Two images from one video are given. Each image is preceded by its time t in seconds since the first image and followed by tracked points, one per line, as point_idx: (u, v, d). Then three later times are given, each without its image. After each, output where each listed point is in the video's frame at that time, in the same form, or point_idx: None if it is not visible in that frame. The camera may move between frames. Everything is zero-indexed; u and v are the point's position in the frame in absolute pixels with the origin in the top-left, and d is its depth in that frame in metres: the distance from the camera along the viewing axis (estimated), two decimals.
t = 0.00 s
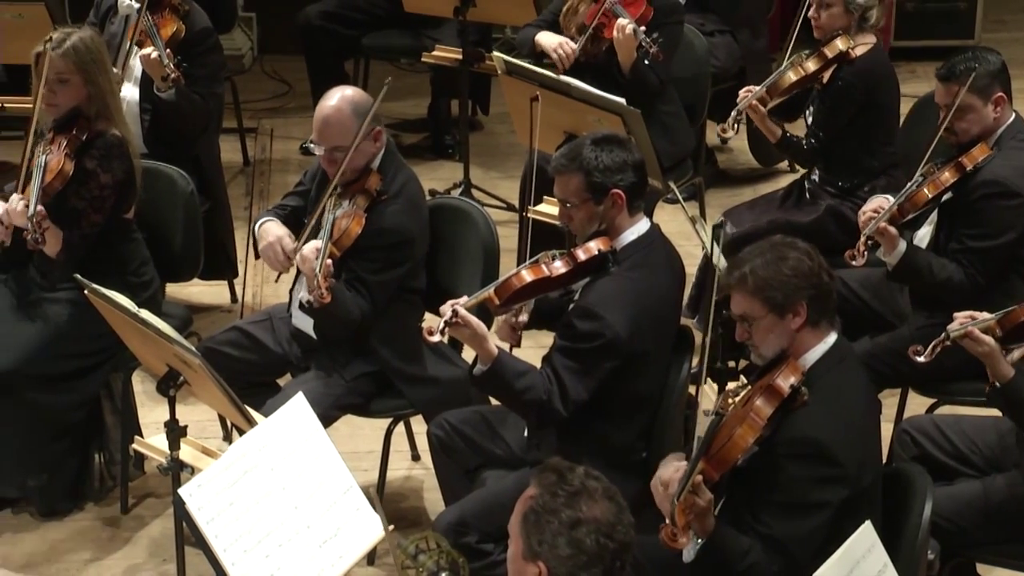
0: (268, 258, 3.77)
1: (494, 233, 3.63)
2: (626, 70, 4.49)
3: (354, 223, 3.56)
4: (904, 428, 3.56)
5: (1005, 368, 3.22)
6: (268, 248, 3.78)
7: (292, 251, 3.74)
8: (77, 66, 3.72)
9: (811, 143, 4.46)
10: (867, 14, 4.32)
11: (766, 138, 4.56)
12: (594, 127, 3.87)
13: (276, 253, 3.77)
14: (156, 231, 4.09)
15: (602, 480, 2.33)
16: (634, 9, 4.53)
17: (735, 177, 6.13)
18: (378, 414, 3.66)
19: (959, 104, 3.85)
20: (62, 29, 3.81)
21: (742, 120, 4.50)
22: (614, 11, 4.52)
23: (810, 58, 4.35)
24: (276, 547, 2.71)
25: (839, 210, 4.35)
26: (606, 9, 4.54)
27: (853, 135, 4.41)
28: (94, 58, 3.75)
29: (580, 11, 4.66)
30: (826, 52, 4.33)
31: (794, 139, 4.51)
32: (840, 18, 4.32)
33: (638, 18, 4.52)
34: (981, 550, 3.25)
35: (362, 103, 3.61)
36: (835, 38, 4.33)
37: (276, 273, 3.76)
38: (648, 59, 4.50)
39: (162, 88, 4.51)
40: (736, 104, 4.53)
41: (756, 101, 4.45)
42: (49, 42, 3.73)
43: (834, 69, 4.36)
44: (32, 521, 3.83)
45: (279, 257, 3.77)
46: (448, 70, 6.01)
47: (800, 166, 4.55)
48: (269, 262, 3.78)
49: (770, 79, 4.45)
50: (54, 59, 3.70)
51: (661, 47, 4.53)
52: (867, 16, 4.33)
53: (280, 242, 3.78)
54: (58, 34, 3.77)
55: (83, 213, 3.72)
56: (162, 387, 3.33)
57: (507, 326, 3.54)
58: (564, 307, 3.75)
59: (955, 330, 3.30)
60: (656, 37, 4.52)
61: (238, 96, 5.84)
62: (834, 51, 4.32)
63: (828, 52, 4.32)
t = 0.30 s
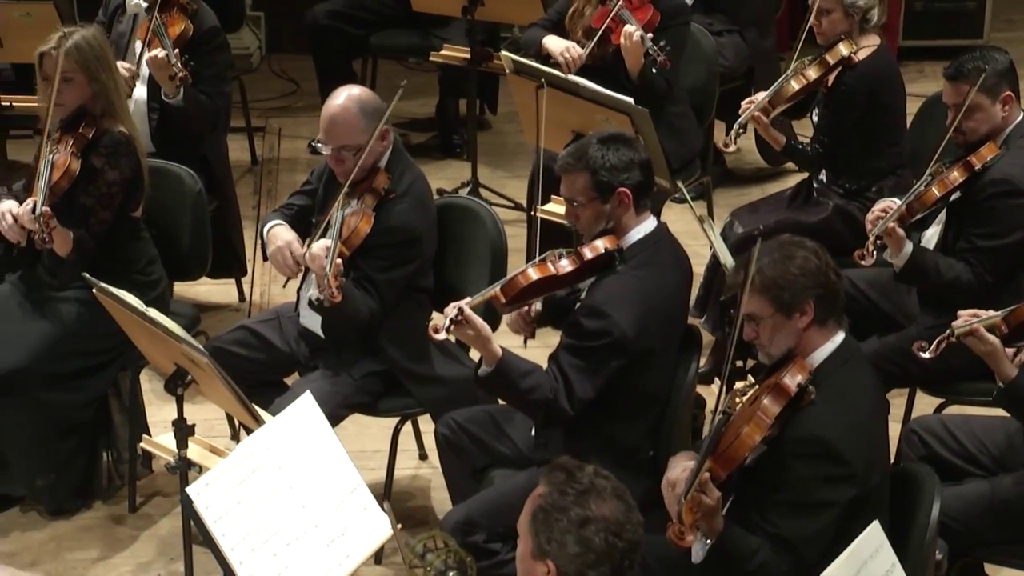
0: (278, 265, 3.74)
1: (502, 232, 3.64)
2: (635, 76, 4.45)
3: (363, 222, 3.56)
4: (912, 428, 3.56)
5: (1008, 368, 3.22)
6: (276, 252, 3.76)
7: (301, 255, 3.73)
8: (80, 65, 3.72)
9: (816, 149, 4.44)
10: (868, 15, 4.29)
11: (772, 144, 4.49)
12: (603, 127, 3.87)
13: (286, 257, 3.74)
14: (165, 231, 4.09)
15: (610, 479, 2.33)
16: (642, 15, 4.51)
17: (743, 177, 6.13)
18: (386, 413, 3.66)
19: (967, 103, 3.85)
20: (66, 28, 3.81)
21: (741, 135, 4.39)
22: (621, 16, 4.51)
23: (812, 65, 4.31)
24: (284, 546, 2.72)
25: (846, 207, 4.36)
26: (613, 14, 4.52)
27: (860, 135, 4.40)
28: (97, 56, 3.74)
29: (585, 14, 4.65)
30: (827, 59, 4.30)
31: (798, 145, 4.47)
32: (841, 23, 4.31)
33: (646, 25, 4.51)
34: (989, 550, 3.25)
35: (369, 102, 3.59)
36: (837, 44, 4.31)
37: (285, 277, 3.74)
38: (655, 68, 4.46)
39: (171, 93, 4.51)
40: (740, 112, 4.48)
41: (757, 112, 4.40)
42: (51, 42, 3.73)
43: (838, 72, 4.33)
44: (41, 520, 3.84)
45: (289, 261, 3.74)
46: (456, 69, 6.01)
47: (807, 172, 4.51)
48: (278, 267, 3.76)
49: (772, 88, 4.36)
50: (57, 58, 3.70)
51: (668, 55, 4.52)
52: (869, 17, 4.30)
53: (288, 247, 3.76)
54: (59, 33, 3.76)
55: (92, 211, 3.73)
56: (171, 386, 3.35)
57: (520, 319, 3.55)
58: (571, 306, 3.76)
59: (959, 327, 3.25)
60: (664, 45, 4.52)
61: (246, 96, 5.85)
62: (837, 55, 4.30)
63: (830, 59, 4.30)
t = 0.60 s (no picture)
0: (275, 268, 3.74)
1: (521, 233, 3.63)
2: (659, 88, 4.46)
3: (382, 224, 3.56)
4: (933, 430, 3.56)
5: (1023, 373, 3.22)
6: (276, 254, 3.76)
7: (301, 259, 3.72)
8: (103, 65, 3.73)
9: (833, 153, 4.47)
10: (889, 21, 4.30)
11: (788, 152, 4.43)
12: (623, 127, 3.86)
13: (284, 259, 3.74)
14: (185, 232, 4.10)
15: (629, 485, 2.33)
16: (662, 22, 4.49)
17: (761, 177, 6.12)
18: (406, 413, 3.66)
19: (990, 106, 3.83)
20: (88, 29, 3.82)
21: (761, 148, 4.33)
22: (642, 23, 4.50)
23: (832, 73, 4.31)
24: (304, 546, 2.72)
25: (867, 210, 4.34)
26: (633, 19, 4.51)
27: (881, 138, 4.37)
28: (119, 57, 3.76)
29: (604, 18, 4.62)
30: (847, 66, 4.29)
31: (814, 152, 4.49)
32: (863, 30, 4.30)
33: (666, 32, 4.48)
34: (1010, 553, 3.24)
35: (387, 103, 3.60)
36: (859, 50, 4.30)
37: (284, 279, 3.73)
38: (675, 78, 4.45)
39: (188, 97, 4.51)
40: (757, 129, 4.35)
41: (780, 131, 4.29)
42: (75, 41, 3.75)
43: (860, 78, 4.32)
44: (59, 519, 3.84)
45: (287, 264, 3.74)
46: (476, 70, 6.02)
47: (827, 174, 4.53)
48: (277, 268, 3.75)
49: (792, 99, 4.31)
50: (80, 58, 3.72)
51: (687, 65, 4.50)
52: (890, 21, 4.31)
53: (290, 249, 3.75)
54: (83, 33, 3.78)
55: (111, 211, 3.74)
56: (190, 385, 3.35)
57: (521, 327, 3.51)
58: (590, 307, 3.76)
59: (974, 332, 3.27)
60: (684, 55, 4.49)
61: (266, 96, 5.86)
62: (860, 61, 4.29)
63: (850, 66, 4.28)
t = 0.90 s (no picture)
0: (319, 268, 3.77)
1: (560, 233, 3.62)
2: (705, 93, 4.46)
3: (418, 223, 3.56)
4: (975, 434, 3.55)
5: None
6: (322, 253, 3.79)
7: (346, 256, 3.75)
8: (141, 64, 3.75)
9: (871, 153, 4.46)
10: (936, 20, 4.23)
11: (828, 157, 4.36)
12: (663, 128, 3.84)
13: (330, 257, 3.77)
14: (224, 231, 4.12)
15: (666, 486, 2.32)
16: (703, 25, 4.48)
17: (801, 180, 6.11)
18: (445, 413, 3.67)
19: None
20: (126, 28, 3.83)
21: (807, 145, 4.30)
22: (682, 26, 4.48)
23: (879, 71, 4.25)
24: (343, 545, 2.72)
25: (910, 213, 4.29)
26: (674, 22, 4.50)
27: (924, 140, 4.38)
28: (158, 55, 3.76)
29: (645, 21, 4.62)
30: (894, 65, 4.25)
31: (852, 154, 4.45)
32: (910, 28, 4.25)
33: (707, 35, 4.48)
34: None
35: (423, 103, 3.60)
36: (905, 49, 4.26)
37: (329, 278, 3.75)
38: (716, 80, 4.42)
39: (225, 95, 4.54)
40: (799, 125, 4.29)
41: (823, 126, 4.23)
42: (112, 41, 3.76)
43: (906, 78, 4.32)
44: (99, 516, 3.87)
45: (333, 263, 3.77)
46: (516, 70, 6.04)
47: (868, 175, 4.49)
48: (322, 266, 3.78)
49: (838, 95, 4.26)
50: (118, 57, 3.73)
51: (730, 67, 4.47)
52: (937, 22, 4.25)
53: (335, 246, 3.78)
54: (122, 33, 3.79)
55: (151, 209, 3.74)
56: (230, 383, 3.33)
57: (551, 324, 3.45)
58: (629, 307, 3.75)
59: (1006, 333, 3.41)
60: (725, 56, 4.49)
61: (306, 96, 5.89)
62: (906, 60, 4.24)
63: (897, 65, 4.24)
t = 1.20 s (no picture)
0: (375, 257, 3.76)
1: (597, 238, 3.62)
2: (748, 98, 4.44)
3: (455, 227, 3.56)
4: (1015, 442, 3.51)
5: None
6: (366, 264, 3.77)
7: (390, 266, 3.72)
8: (178, 67, 3.76)
9: (915, 157, 4.36)
10: (983, 25, 4.15)
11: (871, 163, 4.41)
12: (700, 133, 3.85)
13: (375, 268, 3.74)
14: (261, 235, 4.13)
15: (699, 489, 2.31)
16: (743, 29, 4.47)
17: (839, 186, 6.09)
18: (480, 417, 3.65)
19: None
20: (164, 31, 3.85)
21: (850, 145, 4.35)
22: (722, 30, 4.46)
23: (924, 73, 4.24)
24: (377, 549, 2.69)
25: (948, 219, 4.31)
26: (713, 26, 4.48)
27: (967, 145, 4.29)
28: (196, 58, 3.77)
29: (684, 25, 4.61)
30: (939, 66, 4.21)
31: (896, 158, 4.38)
32: (958, 31, 4.15)
33: (747, 39, 4.47)
34: None
35: (461, 107, 3.59)
36: (949, 51, 4.19)
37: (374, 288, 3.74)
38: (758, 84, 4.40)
39: (262, 98, 4.58)
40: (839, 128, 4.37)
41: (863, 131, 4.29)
42: (150, 44, 3.77)
43: (950, 81, 4.23)
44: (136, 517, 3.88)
45: (378, 273, 3.74)
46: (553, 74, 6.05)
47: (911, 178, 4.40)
48: (367, 277, 3.76)
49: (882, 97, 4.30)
50: (154, 60, 3.74)
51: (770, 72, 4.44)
52: (983, 26, 4.16)
53: (378, 257, 3.76)
54: (161, 36, 3.81)
55: (189, 212, 3.76)
56: (266, 386, 3.32)
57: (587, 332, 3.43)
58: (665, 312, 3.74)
59: None
60: (766, 60, 4.48)
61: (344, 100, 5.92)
62: (949, 63, 4.18)
63: (942, 66, 4.19)
